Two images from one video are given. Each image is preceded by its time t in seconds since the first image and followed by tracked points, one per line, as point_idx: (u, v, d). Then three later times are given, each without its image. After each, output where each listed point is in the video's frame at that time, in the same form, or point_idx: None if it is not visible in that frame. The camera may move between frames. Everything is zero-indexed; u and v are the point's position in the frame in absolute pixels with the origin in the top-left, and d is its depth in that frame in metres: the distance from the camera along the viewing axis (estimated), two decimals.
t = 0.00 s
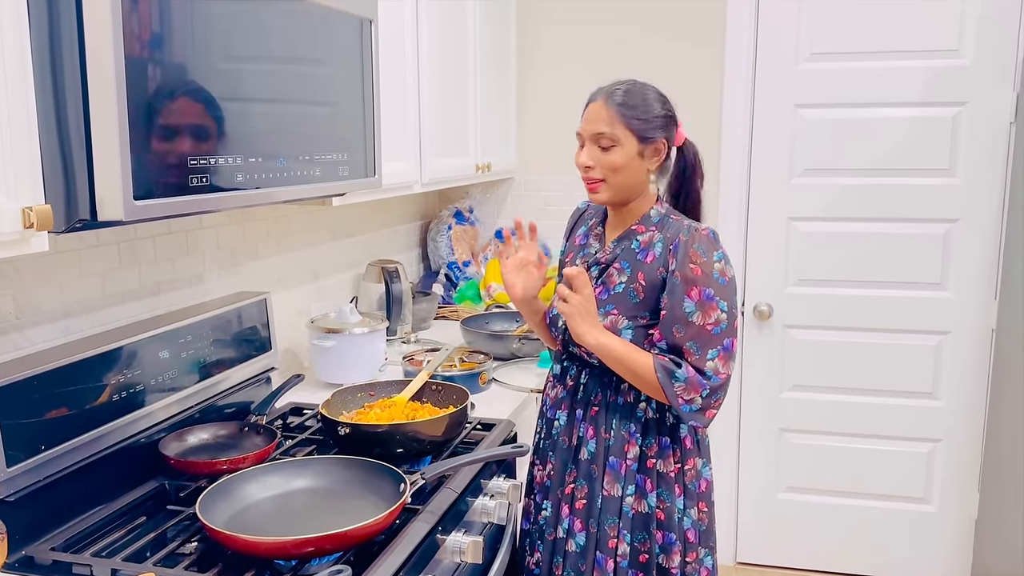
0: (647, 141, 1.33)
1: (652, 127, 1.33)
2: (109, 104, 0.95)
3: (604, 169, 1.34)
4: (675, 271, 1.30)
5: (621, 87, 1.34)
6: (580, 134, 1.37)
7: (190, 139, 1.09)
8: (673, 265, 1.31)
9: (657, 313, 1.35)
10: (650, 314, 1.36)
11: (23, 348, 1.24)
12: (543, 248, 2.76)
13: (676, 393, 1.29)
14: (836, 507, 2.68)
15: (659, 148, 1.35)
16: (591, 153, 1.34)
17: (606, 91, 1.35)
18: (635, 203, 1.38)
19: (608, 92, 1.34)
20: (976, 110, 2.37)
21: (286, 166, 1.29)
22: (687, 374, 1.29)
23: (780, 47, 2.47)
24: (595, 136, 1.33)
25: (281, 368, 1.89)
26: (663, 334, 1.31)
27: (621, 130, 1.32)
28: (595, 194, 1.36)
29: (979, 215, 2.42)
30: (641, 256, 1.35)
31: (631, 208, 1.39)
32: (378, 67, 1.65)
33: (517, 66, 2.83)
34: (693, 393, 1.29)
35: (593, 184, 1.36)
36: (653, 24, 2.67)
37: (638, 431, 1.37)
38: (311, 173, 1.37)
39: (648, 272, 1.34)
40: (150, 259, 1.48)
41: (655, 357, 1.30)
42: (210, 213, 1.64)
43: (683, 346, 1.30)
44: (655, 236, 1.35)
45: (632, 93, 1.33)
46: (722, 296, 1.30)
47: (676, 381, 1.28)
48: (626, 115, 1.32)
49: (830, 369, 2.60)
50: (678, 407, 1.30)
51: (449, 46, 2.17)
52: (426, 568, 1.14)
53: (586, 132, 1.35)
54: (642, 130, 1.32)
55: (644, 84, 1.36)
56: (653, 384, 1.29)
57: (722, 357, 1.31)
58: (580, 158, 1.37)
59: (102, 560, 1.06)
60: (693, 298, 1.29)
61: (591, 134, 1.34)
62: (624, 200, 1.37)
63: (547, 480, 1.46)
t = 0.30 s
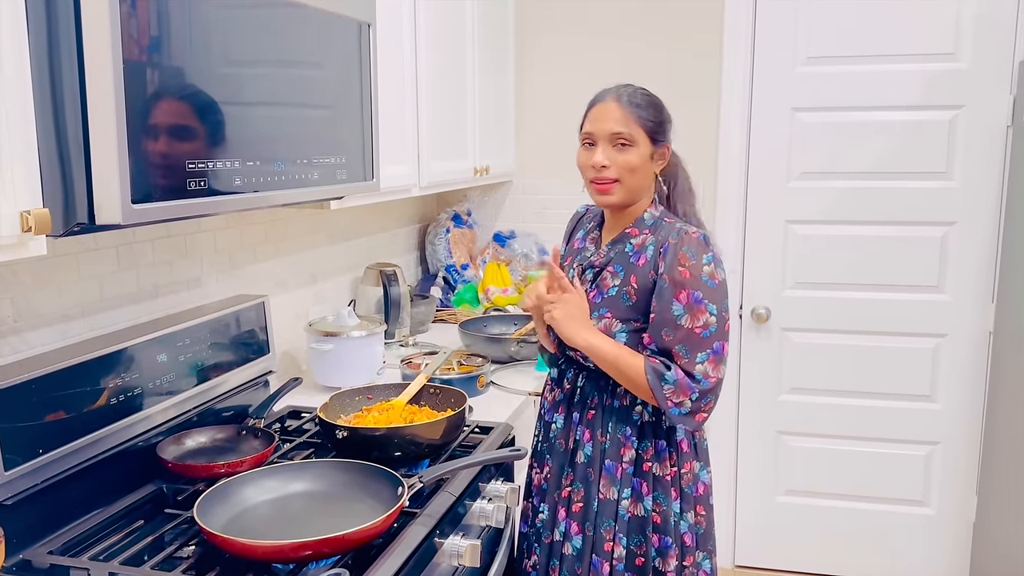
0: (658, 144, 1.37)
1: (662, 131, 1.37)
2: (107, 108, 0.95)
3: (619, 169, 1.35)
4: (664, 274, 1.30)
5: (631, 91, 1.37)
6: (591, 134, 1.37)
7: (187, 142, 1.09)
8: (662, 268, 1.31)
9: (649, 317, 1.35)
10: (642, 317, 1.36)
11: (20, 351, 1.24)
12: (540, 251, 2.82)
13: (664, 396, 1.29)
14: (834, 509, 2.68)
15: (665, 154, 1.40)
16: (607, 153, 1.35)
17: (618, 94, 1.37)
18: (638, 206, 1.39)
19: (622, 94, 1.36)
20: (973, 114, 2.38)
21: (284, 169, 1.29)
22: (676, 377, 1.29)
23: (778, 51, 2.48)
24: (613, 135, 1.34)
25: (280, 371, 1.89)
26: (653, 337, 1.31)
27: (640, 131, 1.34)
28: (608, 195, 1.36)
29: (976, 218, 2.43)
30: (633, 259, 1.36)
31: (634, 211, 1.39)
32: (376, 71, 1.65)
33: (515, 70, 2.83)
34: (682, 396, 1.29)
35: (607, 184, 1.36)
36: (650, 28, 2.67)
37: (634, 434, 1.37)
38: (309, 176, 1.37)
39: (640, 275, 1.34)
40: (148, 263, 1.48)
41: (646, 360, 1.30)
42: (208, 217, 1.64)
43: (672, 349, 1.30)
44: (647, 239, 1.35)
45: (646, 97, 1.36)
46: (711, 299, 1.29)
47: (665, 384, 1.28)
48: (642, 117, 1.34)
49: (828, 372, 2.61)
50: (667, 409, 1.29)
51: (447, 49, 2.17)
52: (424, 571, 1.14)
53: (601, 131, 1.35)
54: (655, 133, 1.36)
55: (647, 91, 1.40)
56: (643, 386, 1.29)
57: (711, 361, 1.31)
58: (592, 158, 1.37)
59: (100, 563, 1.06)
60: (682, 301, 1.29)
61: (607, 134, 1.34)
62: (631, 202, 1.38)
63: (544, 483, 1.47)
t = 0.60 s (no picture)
0: (659, 147, 1.40)
1: (662, 135, 1.40)
2: (105, 112, 0.96)
3: (628, 169, 1.35)
4: (663, 276, 1.31)
5: (633, 94, 1.39)
6: (598, 135, 1.36)
7: (183, 145, 1.09)
8: (661, 270, 1.31)
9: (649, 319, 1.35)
10: (642, 320, 1.36)
11: (18, 355, 1.24)
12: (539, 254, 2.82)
13: (664, 396, 1.29)
14: (832, 512, 2.69)
15: (664, 157, 1.43)
16: (615, 153, 1.35)
17: (622, 96, 1.38)
18: (641, 208, 1.40)
19: (627, 97, 1.37)
20: (970, 117, 2.38)
21: (281, 173, 1.29)
22: (675, 377, 1.29)
23: (776, 54, 2.48)
24: (621, 136, 1.35)
25: (277, 374, 1.89)
26: (652, 339, 1.32)
27: (647, 133, 1.36)
28: (615, 196, 1.36)
29: (973, 221, 2.43)
30: (631, 262, 1.36)
31: (632, 214, 1.39)
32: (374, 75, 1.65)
33: (513, 73, 2.84)
34: (681, 397, 1.29)
35: (614, 185, 1.36)
36: (648, 31, 2.68)
37: (633, 437, 1.37)
38: (307, 180, 1.37)
39: (639, 278, 1.34)
40: (146, 266, 1.49)
41: (645, 359, 1.30)
42: (206, 220, 1.64)
43: (671, 351, 1.30)
44: (645, 241, 1.36)
45: (648, 100, 1.39)
46: (710, 301, 1.29)
47: (664, 384, 1.29)
48: (648, 119, 1.37)
49: (826, 375, 2.61)
50: (666, 410, 1.29)
51: (445, 52, 2.18)
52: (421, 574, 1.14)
53: (609, 132, 1.35)
54: (658, 136, 1.39)
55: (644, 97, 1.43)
56: (642, 386, 1.29)
57: (711, 362, 1.31)
58: (599, 159, 1.36)
59: (97, 566, 1.06)
60: (681, 302, 1.29)
61: (615, 134, 1.35)
62: (636, 203, 1.38)
63: (543, 486, 1.47)
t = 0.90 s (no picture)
0: (659, 149, 1.41)
1: (662, 137, 1.40)
2: (103, 114, 0.96)
3: (627, 170, 1.35)
4: (666, 280, 1.31)
5: (635, 96, 1.40)
6: (599, 135, 1.37)
7: (181, 146, 1.09)
8: (664, 273, 1.32)
9: (650, 322, 1.36)
10: (643, 323, 1.37)
11: (17, 356, 1.25)
12: (539, 256, 2.80)
13: (671, 400, 1.29)
14: (831, 514, 2.69)
15: (664, 159, 1.43)
16: (616, 153, 1.35)
17: (623, 97, 1.38)
18: (639, 210, 1.40)
19: (629, 98, 1.37)
20: (968, 119, 2.39)
21: (280, 175, 1.29)
22: (681, 382, 1.30)
23: (774, 57, 2.49)
24: (622, 136, 1.35)
25: (276, 376, 1.89)
26: (656, 343, 1.32)
27: (648, 134, 1.36)
28: (614, 195, 1.36)
29: (971, 223, 2.44)
30: (631, 265, 1.36)
31: (631, 214, 1.39)
32: (373, 77, 1.66)
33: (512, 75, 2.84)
34: (688, 401, 1.30)
35: (613, 185, 1.36)
36: (647, 34, 2.69)
37: (634, 438, 1.38)
38: (305, 182, 1.37)
39: (640, 281, 1.35)
40: (145, 268, 1.49)
41: (649, 365, 1.30)
42: (204, 222, 1.64)
43: (677, 354, 1.31)
44: (645, 244, 1.36)
45: (650, 102, 1.39)
46: (712, 303, 1.30)
47: (671, 390, 1.29)
48: (649, 121, 1.37)
49: (824, 377, 2.61)
50: (673, 414, 1.30)
51: (444, 54, 2.18)
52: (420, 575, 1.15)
53: (610, 132, 1.35)
54: (659, 138, 1.40)
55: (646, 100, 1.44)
56: (647, 392, 1.30)
57: (715, 364, 1.32)
58: (599, 159, 1.37)
59: (96, 568, 1.06)
60: (685, 306, 1.30)
61: (617, 135, 1.35)
62: (635, 204, 1.38)
63: (543, 490, 1.47)
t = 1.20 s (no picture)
0: (660, 151, 1.40)
1: (664, 139, 1.40)
2: (101, 115, 0.96)
3: (627, 172, 1.35)
4: (669, 281, 1.31)
5: (637, 97, 1.40)
6: (600, 136, 1.37)
7: (180, 146, 1.09)
8: (667, 274, 1.32)
9: (652, 323, 1.36)
10: (646, 324, 1.36)
11: (15, 357, 1.25)
12: (538, 256, 2.80)
13: (674, 402, 1.29)
14: (830, 515, 2.69)
15: (665, 161, 1.43)
16: (617, 155, 1.35)
17: (624, 98, 1.38)
18: (640, 212, 1.40)
19: (631, 99, 1.37)
20: (967, 120, 2.39)
21: (279, 176, 1.29)
22: (684, 383, 1.30)
23: (773, 58, 2.49)
24: (623, 137, 1.35)
25: (275, 377, 1.89)
26: (659, 343, 1.32)
27: (649, 136, 1.36)
28: (614, 197, 1.36)
29: (971, 224, 2.44)
30: (634, 266, 1.36)
31: (633, 216, 1.39)
32: (372, 78, 1.66)
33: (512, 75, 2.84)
34: (691, 402, 1.30)
35: (614, 186, 1.36)
36: (646, 34, 2.69)
37: (637, 441, 1.38)
38: (304, 183, 1.37)
39: (643, 282, 1.35)
40: (143, 269, 1.49)
41: (652, 366, 1.30)
42: (203, 223, 1.64)
43: (680, 355, 1.31)
44: (647, 245, 1.36)
45: (651, 103, 1.39)
46: (716, 304, 1.30)
47: (674, 391, 1.29)
48: (650, 122, 1.37)
49: (823, 378, 2.61)
50: (677, 416, 1.30)
51: (443, 55, 2.18)
52: None
53: (611, 133, 1.35)
54: (660, 140, 1.39)
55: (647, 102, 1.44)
56: (651, 393, 1.30)
57: (718, 365, 1.32)
58: (599, 160, 1.36)
59: (93, 569, 1.06)
60: (688, 307, 1.30)
61: (617, 136, 1.35)
62: (636, 206, 1.38)
63: (544, 493, 1.46)
